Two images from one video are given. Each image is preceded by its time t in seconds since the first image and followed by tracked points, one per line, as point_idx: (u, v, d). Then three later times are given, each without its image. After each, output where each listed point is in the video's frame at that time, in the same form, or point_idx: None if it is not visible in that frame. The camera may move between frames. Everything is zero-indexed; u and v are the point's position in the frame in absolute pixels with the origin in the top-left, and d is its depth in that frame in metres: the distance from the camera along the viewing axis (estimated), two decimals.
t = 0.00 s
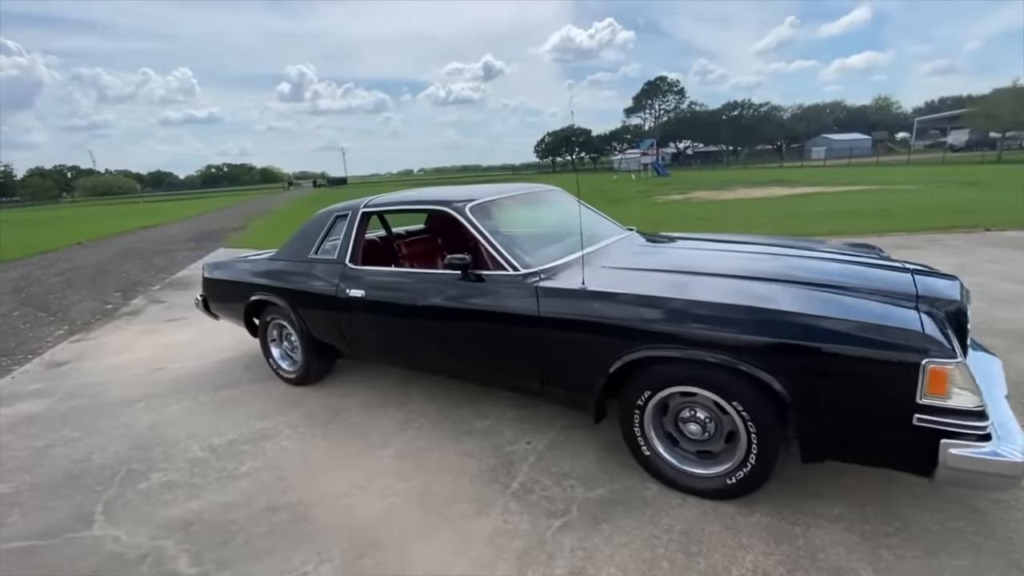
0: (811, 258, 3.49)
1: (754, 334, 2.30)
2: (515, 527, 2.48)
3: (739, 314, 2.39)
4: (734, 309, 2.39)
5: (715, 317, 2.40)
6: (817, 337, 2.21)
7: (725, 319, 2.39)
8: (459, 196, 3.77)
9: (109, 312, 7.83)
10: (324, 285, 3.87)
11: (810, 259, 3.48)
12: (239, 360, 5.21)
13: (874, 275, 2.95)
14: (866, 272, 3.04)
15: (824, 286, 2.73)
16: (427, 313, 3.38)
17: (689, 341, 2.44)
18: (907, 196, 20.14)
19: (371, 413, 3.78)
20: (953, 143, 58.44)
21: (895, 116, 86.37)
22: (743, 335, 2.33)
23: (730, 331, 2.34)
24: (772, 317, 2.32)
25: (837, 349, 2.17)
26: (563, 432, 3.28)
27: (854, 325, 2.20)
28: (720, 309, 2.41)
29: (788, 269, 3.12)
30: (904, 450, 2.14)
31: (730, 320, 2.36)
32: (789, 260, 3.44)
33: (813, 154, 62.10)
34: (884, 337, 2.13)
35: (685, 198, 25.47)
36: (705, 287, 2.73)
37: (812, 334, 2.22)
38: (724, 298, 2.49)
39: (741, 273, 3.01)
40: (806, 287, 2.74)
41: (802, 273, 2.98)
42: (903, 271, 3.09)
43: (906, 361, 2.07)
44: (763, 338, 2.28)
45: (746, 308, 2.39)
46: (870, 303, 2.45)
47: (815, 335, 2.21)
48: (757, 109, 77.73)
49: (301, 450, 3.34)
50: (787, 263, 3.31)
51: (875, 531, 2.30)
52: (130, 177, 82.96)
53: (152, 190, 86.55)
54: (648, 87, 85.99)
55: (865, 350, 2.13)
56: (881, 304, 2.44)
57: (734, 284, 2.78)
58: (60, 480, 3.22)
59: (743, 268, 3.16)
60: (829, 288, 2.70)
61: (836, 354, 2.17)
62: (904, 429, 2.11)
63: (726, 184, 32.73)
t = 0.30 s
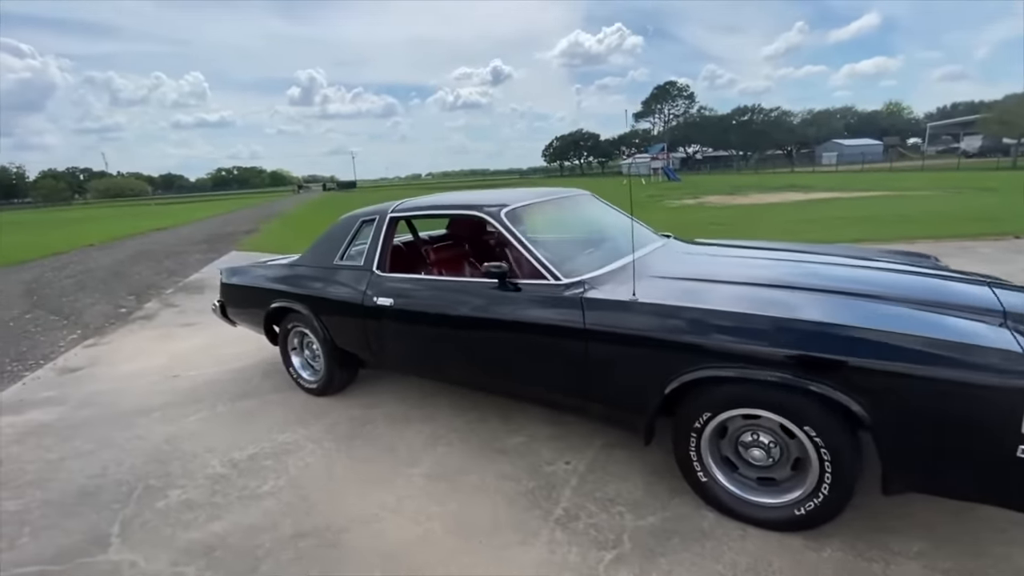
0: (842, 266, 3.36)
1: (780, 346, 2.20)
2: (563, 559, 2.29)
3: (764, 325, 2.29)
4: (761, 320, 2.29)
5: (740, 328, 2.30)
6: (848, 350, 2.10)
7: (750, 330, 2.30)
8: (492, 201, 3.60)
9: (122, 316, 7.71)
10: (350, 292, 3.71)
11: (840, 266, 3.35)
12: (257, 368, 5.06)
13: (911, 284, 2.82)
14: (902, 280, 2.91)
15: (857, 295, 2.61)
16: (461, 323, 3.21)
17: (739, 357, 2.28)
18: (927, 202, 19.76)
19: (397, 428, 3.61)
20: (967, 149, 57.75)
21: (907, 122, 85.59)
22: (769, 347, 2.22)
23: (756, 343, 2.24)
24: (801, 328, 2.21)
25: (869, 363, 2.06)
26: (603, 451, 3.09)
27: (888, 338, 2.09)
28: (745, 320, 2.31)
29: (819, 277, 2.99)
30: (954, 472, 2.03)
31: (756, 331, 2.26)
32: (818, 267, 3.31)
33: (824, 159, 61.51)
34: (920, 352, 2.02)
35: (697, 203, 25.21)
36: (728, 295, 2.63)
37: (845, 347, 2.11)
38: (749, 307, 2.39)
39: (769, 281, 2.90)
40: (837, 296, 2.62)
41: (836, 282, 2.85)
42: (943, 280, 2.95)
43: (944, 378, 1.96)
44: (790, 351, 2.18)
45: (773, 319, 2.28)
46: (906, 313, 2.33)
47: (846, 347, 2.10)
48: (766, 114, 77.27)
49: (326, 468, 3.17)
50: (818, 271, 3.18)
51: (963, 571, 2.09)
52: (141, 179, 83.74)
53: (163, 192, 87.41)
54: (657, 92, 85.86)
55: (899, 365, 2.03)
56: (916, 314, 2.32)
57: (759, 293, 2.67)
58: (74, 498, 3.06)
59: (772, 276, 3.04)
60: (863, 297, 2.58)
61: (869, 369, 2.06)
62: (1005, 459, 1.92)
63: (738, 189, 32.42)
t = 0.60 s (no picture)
0: (880, 277, 3.26)
1: (811, 356, 2.14)
2: None
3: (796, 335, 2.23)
4: (793, 329, 2.23)
5: (770, 337, 2.25)
6: (884, 362, 2.03)
7: (780, 339, 2.24)
8: (532, 204, 3.46)
9: (142, 316, 7.68)
10: (384, 298, 3.60)
11: (879, 278, 3.25)
12: (281, 373, 4.96)
13: (956, 300, 2.71)
14: (945, 295, 2.81)
15: (902, 308, 2.52)
16: (502, 331, 3.08)
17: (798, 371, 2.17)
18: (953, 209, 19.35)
19: (429, 438, 3.49)
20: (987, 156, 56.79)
21: (925, 128, 84.42)
22: (802, 357, 2.16)
23: (787, 353, 2.18)
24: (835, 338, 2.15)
25: (907, 376, 1.99)
26: (649, 469, 2.95)
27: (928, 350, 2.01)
28: (776, 328, 2.26)
29: (858, 289, 2.91)
30: None
31: (788, 341, 2.21)
32: (858, 278, 3.20)
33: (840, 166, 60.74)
34: (966, 366, 1.94)
35: (713, 208, 24.96)
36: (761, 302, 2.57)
37: (883, 359, 2.04)
38: (780, 316, 2.33)
39: (806, 291, 2.81)
40: (878, 309, 2.54)
41: (877, 296, 2.76)
42: (990, 295, 2.84)
43: (987, 393, 1.88)
44: (823, 361, 2.12)
45: (806, 328, 2.22)
46: (950, 327, 2.24)
47: (882, 359, 2.03)
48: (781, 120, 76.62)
49: (359, 480, 3.05)
50: (858, 282, 3.08)
51: None
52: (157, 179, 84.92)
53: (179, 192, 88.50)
54: (671, 96, 85.49)
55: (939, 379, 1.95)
56: (960, 327, 2.24)
57: (794, 302, 2.60)
58: (102, 506, 2.96)
59: (810, 286, 2.95)
60: (904, 311, 2.50)
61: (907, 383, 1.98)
62: None
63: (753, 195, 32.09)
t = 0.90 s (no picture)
0: (913, 274, 3.20)
1: (833, 352, 2.14)
2: None
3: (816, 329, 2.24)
4: (818, 324, 2.23)
5: (792, 332, 2.26)
6: (908, 357, 2.02)
7: (803, 335, 2.25)
8: (566, 197, 3.35)
9: (146, 313, 7.52)
10: (410, 295, 3.49)
11: (913, 275, 3.19)
12: (294, 372, 4.84)
13: (993, 298, 2.67)
14: (983, 294, 2.76)
15: (940, 305, 2.47)
16: (537, 330, 2.98)
17: (853, 371, 2.11)
18: (953, 211, 19.37)
19: (456, 440, 3.38)
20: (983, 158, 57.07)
21: (921, 130, 84.88)
22: (825, 352, 2.16)
23: (805, 347, 2.19)
24: (859, 333, 2.14)
25: (930, 371, 1.97)
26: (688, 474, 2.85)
27: (953, 345, 1.99)
28: (799, 324, 2.26)
29: (892, 285, 2.86)
30: None
31: (805, 334, 2.22)
32: (890, 275, 3.15)
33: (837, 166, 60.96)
34: (988, 358, 1.91)
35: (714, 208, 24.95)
36: (788, 298, 2.55)
37: (908, 353, 2.02)
38: (805, 311, 2.32)
39: (839, 288, 2.77)
40: (908, 304, 2.51)
41: (914, 294, 2.70)
42: None
43: (1013, 388, 1.85)
44: (845, 356, 2.11)
45: (829, 324, 2.22)
46: (985, 321, 2.19)
47: (906, 354, 2.02)
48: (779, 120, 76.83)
49: (388, 483, 2.94)
50: (892, 279, 3.02)
51: None
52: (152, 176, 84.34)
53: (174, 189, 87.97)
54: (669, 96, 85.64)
55: (963, 374, 1.92)
56: (996, 322, 2.19)
57: (823, 297, 2.57)
58: (120, 511, 2.84)
59: (844, 283, 2.90)
60: (938, 307, 2.45)
61: (930, 379, 1.96)
62: None
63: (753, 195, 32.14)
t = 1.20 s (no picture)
0: (928, 272, 3.19)
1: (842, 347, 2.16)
2: None
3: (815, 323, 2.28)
4: (830, 320, 2.24)
5: (793, 327, 2.28)
6: (915, 352, 2.04)
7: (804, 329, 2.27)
8: (587, 193, 3.27)
9: (135, 312, 7.28)
10: (423, 293, 3.37)
11: (928, 273, 3.18)
12: (295, 372, 4.69)
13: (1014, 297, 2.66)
14: (1004, 292, 2.75)
15: (963, 304, 2.46)
16: (560, 330, 2.88)
17: (892, 371, 2.07)
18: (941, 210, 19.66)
19: (471, 443, 3.28)
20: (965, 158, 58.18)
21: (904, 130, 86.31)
22: (836, 347, 2.17)
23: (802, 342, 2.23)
24: (869, 329, 2.17)
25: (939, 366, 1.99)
26: (714, 477, 2.79)
27: (959, 340, 2.01)
28: (807, 319, 2.28)
29: (909, 282, 2.85)
30: None
31: (804, 329, 2.26)
32: (904, 273, 3.14)
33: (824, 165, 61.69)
34: (996, 355, 1.93)
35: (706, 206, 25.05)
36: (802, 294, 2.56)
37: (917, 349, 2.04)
38: (808, 306, 2.37)
39: (855, 284, 2.76)
40: (929, 302, 2.50)
41: (933, 291, 2.69)
42: None
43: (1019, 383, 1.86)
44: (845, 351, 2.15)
45: (838, 320, 2.24)
46: (996, 319, 2.20)
47: (915, 349, 2.04)
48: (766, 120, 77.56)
49: (404, 488, 2.84)
50: (907, 277, 3.01)
51: None
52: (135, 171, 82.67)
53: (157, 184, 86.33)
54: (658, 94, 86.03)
55: (970, 369, 1.94)
56: (1008, 320, 2.20)
57: (837, 295, 2.58)
58: (121, 521, 2.69)
59: (861, 279, 2.89)
60: (963, 305, 2.43)
61: (938, 374, 1.98)
62: None
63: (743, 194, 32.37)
